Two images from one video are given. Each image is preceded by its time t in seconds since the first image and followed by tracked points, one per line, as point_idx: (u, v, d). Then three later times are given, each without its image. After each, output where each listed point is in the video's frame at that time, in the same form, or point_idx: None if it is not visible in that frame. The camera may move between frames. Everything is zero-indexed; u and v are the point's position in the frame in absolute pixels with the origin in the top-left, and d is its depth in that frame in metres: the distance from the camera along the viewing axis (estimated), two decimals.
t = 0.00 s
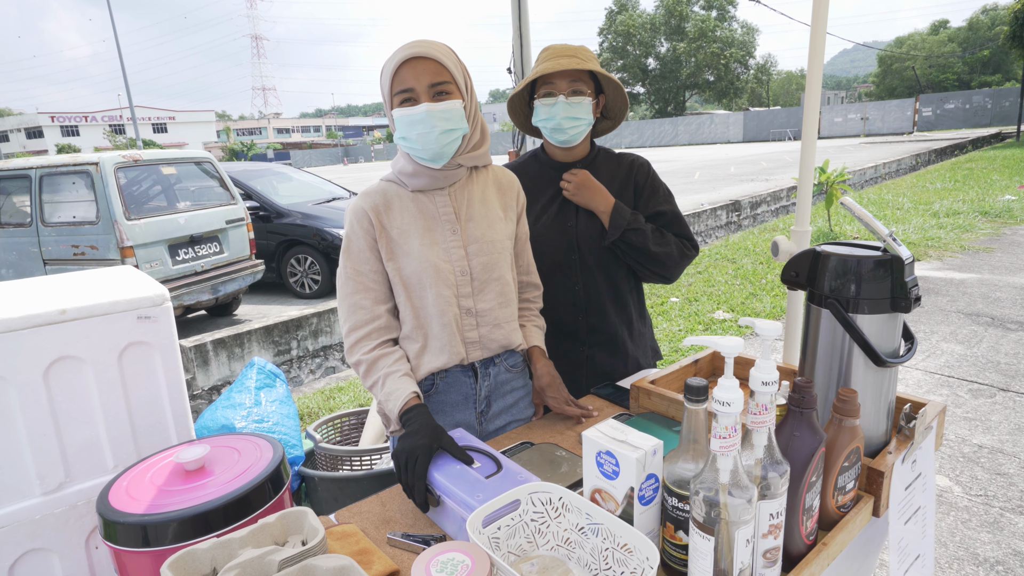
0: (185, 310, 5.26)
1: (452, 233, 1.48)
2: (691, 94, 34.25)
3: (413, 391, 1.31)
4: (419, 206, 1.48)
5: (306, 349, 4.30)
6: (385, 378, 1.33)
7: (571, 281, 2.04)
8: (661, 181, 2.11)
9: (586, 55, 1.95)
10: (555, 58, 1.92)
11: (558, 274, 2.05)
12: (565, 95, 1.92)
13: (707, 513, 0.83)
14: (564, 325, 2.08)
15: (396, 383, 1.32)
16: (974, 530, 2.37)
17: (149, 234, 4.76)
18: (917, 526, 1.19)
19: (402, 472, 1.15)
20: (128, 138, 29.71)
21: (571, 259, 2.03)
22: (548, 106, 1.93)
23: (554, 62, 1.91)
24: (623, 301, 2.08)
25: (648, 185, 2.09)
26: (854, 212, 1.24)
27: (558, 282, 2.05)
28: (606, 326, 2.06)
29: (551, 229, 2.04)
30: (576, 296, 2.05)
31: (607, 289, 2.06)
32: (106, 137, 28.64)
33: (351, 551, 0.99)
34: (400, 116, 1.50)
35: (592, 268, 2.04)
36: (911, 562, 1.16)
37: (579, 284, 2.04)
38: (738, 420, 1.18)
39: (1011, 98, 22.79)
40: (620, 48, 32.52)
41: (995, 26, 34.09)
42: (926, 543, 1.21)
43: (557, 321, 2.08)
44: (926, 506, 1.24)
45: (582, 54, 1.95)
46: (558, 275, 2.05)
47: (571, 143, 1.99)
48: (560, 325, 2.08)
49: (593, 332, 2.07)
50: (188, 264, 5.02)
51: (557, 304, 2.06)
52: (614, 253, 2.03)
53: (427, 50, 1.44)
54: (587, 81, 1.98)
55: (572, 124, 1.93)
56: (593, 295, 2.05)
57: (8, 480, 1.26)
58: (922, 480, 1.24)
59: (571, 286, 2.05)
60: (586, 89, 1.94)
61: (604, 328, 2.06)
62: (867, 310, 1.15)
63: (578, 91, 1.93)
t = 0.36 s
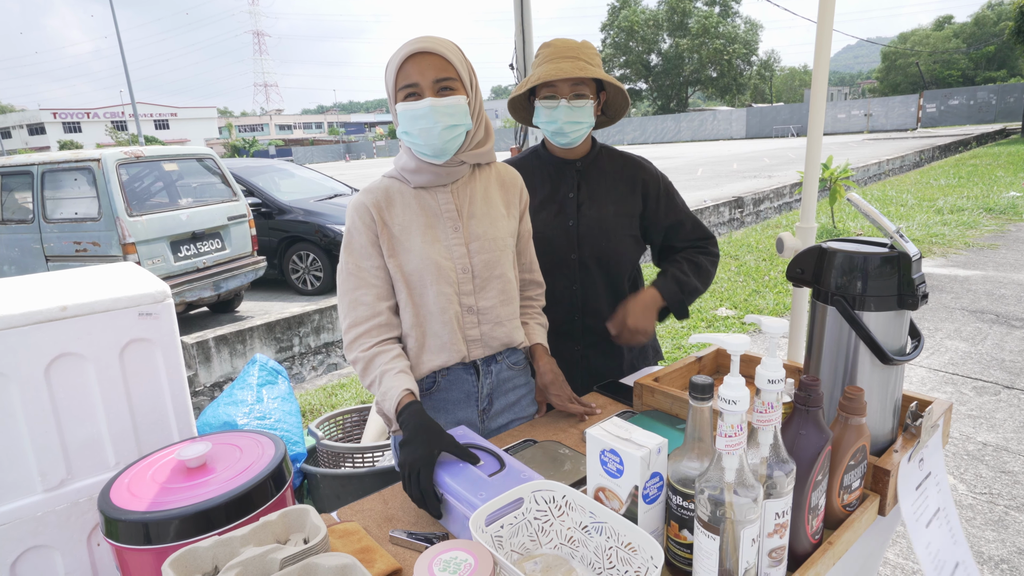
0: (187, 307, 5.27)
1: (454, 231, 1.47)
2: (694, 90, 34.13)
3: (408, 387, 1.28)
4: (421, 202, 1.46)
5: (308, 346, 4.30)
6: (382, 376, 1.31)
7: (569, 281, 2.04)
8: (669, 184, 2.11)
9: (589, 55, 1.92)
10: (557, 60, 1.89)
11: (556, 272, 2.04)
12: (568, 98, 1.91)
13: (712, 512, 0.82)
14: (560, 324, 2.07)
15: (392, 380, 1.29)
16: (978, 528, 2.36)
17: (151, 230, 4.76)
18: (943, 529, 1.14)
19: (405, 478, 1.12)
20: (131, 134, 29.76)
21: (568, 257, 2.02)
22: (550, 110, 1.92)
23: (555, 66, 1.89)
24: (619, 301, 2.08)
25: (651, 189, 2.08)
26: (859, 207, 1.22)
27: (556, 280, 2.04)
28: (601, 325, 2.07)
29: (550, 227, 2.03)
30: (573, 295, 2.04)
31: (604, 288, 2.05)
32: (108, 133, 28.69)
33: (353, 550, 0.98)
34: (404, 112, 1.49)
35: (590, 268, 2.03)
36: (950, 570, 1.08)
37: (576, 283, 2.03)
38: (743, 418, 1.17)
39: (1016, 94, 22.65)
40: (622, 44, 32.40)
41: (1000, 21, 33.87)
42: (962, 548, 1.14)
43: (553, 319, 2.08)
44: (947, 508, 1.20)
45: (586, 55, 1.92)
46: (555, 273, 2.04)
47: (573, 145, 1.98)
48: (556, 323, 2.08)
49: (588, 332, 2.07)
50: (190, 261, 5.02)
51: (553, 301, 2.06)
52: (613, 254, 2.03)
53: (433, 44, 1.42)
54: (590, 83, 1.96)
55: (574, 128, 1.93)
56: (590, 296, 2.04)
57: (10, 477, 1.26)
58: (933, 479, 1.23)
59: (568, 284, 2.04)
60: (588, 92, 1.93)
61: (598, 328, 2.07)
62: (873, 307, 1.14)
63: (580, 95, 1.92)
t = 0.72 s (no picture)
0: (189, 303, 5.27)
1: (458, 227, 1.46)
2: (695, 86, 34.02)
3: (424, 394, 1.24)
4: (424, 198, 1.45)
5: (309, 342, 4.30)
6: (396, 378, 1.26)
7: (577, 277, 2.02)
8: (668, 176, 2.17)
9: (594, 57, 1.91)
10: (562, 64, 1.88)
11: (564, 269, 2.02)
12: (571, 103, 1.91)
13: (716, 508, 0.82)
14: (567, 321, 2.06)
15: (407, 385, 1.24)
16: (980, 523, 2.36)
17: (153, 227, 4.76)
18: (929, 522, 1.17)
19: (412, 486, 1.08)
20: (132, 131, 29.74)
21: (576, 254, 2.01)
22: (553, 113, 1.92)
23: (561, 70, 1.88)
24: (627, 296, 2.08)
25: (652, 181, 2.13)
26: (863, 202, 1.21)
27: (564, 277, 2.03)
28: (610, 321, 2.06)
29: (557, 223, 2.01)
30: (581, 291, 2.03)
31: (612, 283, 2.05)
32: (110, 130, 28.71)
33: (356, 546, 0.98)
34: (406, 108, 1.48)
35: (598, 263, 2.03)
36: (927, 560, 1.12)
37: (584, 279, 2.02)
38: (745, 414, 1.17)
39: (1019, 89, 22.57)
40: (623, 39, 32.30)
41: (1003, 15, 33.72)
42: (939, 540, 1.19)
43: (559, 317, 2.07)
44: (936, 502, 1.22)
45: (591, 57, 1.91)
46: (563, 270, 2.02)
47: (576, 147, 2.00)
48: (563, 320, 2.06)
49: (597, 328, 2.06)
50: (191, 257, 5.02)
51: (560, 298, 2.04)
52: (620, 249, 2.03)
53: (437, 41, 1.41)
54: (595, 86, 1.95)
55: (577, 133, 1.94)
56: (598, 291, 2.04)
57: (12, 474, 1.26)
58: (931, 474, 1.23)
59: (576, 280, 2.02)
60: (592, 96, 1.93)
61: (607, 323, 2.06)
62: (877, 303, 1.13)
63: (584, 99, 1.91)
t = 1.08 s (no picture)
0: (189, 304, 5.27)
1: (459, 229, 1.46)
2: (695, 86, 34.01)
3: (422, 398, 1.21)
4: (424, 199, 1.45)
5: (310, 342, 4.30)
6: (397, 380, 1.25)
7: (587, 275, 2.03)
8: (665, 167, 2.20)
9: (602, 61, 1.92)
10: (571, 67, 1.89)
11: (573, 268, 2.02)
12: (579, 105, 1.91)
13: (718, 507, 0.81)
14: (577, 319, 2.06)
15: (407, 387, 1.23)
16: (981, 522, 2.36)
17: (153, 227, 4.76)
18: (924, 519, 1.20)
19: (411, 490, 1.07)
20: (132, 131, 29.72)
21: (586, 253, 2.01)
22: (560, 116, 1.92)
23: (570, 73, 1.88)
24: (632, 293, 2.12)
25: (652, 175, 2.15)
26: (864, 201, 1.22)
27: (573, 276, 2.03)
28: (617, 315, 2.09)
29: (565, 223, 2.00)
30: (591, 290, 2.03)
31: (620, 279, 2.08)
32: (109, 130, 28.71)
33: (358, 545, 0.98)
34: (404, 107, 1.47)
35: (606, 261, 2.04)
36: (917, 554, 1.18)
37: (593, 278, 2.02)
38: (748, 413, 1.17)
39: (1018, 88, 22.57)
40: (623, 39, 32.28)
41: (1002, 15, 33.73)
42: (931, 536, 1.23)
43: (568, 315, 2.06)
44: (934, 499, 1.24)
45: (599, 61, 1.92)
46: (571, 270, 2.02)
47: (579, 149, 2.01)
48: (572, 319, 2.06)
49: (606, 324, 2.08)
50: (191, 258, 5.02)
51: (570, 297, 2.04)
52: (627, 244, 2.06)
53: (435, 44, 1.40)
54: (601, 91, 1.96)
55: (583, 136, 1.95)
56: (606, 289, 2.05)
57: (15, 474, 1.27)
58: (931, 472, 1.23)
59: (585, 278, 2.03)
60: (598, 99, 1.93)
61: (616, 317, 2.08)
62: (878, 302, 1.13)
63: (591, 103, 1.92)
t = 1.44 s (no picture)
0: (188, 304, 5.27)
1: (461, 231, 1.47)
2: (693, 87, 34.08)
3: (436, 397, 1.23)
4: (427, 201, 1.45)
5: (309, 343, 4.31)
6: (403, 380, 1.26)
7: (590, 275, 2.03)
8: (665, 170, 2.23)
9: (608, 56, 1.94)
10: (576, 57, 1.90)
11: (577, 269, 2.03)
12: (583, 97, 1.92)
13: (716, 504, 0.82)
14: (580, 319, 2.06)
15: (416, 387, 1.24)
16: (978, 522, 2.37)
17: (152, 228, 4.76)
18: (936, 521, 1.13)
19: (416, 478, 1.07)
20: (130, 132, 29.71)
21: (590, 254, 2.02)
22: (565, 107, 1.91)
23: (575, 63, 1.90)
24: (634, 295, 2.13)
25: (652, 177, 2.18)
26: (860, 202, 1.22)
27: (577, 276, 2.03)
28: (620, 316, 2.09)
29: (569, 224, 2.01)
30: (594, 290, 2.04)
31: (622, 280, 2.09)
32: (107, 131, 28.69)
33: (359, 544, 0.99)
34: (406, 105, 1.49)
35: (609, 261, 2.05)
36: (940, 561, 1.07)
37: (597, 278, 2.03)
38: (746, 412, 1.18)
39: (1015, 90, 22.62)
40: (621, 40, 32.33)
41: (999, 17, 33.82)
42: (956, 542, 1.13)
43: (571, 316, 2.06)
44: (944, 500, 1.19)
45: (604, 54, 1.94)
46: (575, 270, 2.03)
47: (581, 145, 1.99)
48: (576, 319, 2.06)
49: (609, 325, 2.08)
50: (190, 258, 5.02)
51: (573, 297, 2.05)
52: (629, 245, 2.08)
53: (434, 42, 1.41)
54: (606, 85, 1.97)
55: (586, 128, 1.93)
56: (610, 289, 2.06)
57: (16, 473, 1.27)
58: (932, 472, 1.22)
59: (589, 279, 2.03)
60: (603, 94, 1.95)
61: (619, 318, 2.09)
62: (875, 302, 1.14)
63: (596, 95, 1.93)
